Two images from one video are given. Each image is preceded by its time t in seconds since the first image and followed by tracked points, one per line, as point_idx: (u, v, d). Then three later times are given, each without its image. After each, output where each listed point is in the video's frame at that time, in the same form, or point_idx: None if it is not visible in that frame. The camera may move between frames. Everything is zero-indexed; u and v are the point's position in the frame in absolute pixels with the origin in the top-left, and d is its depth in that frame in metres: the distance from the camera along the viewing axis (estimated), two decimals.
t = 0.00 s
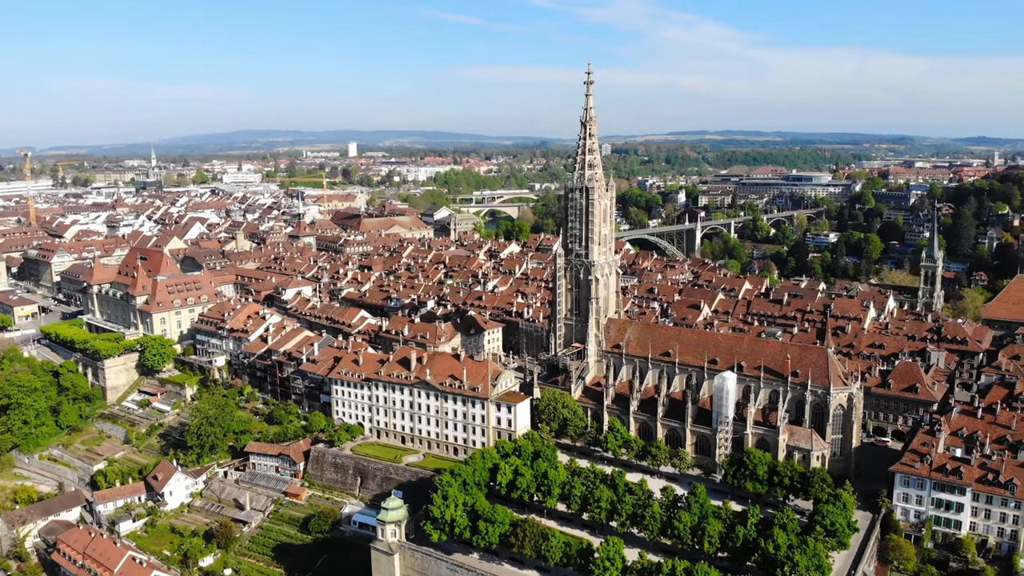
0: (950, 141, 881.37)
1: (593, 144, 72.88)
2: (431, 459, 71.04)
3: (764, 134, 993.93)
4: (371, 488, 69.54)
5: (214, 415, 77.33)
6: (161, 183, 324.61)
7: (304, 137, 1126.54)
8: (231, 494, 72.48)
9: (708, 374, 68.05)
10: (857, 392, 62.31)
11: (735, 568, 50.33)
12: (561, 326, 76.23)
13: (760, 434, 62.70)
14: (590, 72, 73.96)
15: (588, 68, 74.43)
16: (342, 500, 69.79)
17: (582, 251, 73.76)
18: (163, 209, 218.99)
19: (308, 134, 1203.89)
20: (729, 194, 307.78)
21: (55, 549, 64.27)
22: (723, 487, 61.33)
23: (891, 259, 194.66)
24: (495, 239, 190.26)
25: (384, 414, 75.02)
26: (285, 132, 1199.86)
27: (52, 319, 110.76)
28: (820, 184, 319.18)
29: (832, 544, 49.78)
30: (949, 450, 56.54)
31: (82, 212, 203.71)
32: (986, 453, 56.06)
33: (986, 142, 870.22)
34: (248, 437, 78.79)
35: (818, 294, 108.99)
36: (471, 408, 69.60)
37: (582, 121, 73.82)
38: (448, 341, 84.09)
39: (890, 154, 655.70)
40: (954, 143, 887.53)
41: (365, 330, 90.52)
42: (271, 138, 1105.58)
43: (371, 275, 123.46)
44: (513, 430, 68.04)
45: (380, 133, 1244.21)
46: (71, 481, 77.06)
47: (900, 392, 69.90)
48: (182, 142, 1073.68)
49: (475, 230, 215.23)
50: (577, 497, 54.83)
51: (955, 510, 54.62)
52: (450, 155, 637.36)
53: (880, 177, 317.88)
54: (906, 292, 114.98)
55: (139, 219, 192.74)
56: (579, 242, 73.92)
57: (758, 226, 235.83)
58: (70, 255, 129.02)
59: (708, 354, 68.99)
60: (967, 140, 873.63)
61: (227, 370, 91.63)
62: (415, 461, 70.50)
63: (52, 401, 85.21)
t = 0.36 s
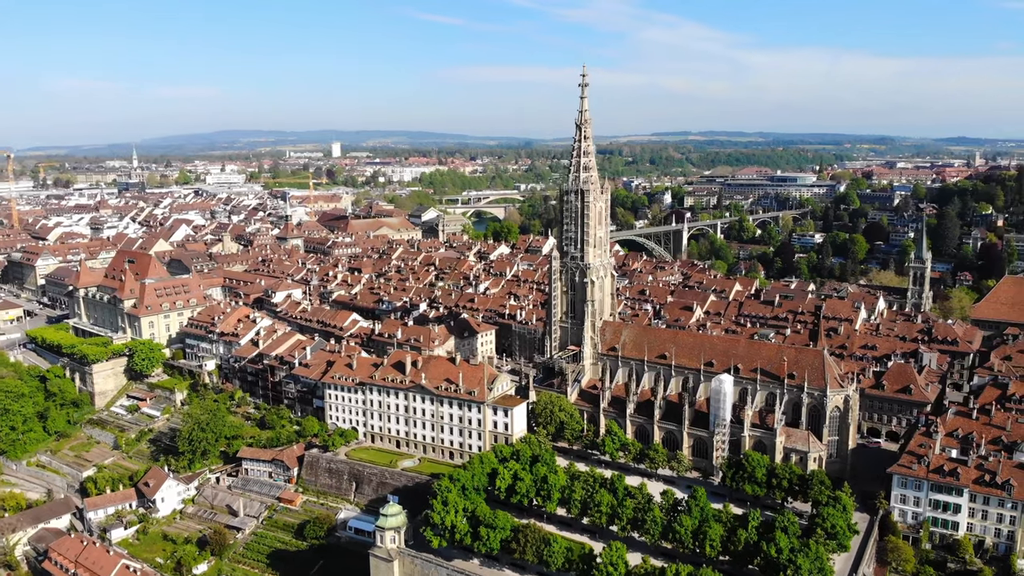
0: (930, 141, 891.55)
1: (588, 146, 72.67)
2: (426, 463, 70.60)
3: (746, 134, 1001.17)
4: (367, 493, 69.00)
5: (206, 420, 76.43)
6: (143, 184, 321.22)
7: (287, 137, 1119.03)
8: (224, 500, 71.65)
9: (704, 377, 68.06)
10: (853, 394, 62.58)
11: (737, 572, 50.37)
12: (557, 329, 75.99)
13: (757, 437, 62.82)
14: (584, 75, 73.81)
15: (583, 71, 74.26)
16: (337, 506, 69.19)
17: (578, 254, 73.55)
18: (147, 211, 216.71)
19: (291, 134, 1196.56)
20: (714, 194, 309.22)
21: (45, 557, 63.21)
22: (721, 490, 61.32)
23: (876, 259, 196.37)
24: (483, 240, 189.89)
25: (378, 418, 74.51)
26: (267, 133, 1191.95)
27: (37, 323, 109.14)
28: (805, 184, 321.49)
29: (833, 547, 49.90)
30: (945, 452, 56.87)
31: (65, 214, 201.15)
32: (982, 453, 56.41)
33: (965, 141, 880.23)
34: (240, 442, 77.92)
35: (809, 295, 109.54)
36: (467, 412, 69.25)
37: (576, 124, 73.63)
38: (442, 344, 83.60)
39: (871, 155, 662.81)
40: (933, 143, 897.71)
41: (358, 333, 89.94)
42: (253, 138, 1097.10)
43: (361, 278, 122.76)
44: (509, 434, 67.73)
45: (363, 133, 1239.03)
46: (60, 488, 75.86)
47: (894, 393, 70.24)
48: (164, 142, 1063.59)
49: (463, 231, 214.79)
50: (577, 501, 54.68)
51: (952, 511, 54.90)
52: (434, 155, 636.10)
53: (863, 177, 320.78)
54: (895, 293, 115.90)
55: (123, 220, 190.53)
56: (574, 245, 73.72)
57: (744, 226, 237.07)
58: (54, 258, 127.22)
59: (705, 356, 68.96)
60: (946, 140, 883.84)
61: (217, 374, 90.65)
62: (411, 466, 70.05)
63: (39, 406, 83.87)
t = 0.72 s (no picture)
0: (910, 141, 900.80)
1: (583, 148, 72.57)
2: (422, 468, 70.16)
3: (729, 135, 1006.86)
4: (362, 498, 68.43)
5: (197, 425, 75.55)
6: (126, 185, 317.58)
7: (270, 138, 1113.48)
8: (217, 506, 70.84)
9: (701, 379, 68.07)
10: (850, 395, 62.77)
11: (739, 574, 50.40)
12: (552, 332, 75.87)
13: (754, 439, 62.93)
14: (579, 76, 73.67)
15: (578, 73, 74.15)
16: (332, 511, 68.56)
17: (573, 256, 73.50)
18: (131, 212, 214.39)
19: (274, 135, 1189.65)
20: (700, 195, 310.25)
21: (36, 566, 62.14)
22: (719, 492, 61.35)
23: (862, 259, 197.87)
24: (472, 242, 189.46)
25: (373, 423, 74.02)
26: (250, 133, 1184.90)
27: (23, 328, 107.51)
28: (789, 185, 323.50)
29: (834, 548, 49.98)
30: (942, 453, 57.14)
31: (47, 216, 198.50)
32: (978, 454, 56.72)
33: (944, 142, 889.94)
34: (232, 447, 77.06)
35: (800, 296, 110.06)
36: (464, 416, 68.89)
37: (571, 126, 73.55)
38: (436, 347, 83.15)
39: (853, 155, 669.37)
40: (913, 143, 907.00)
41: (350, 337, 89.38)
42: (235, 138, 1090.73)
43: (351, 280, 122.02)
44: (506, 437, 67.40)
45: (347, 134, 1234.06)
46: (49, 495, 74.70)
47: (888, 394, 70.57)
48: (145, 142, 1054.38)
49: (451, 233, 214.26)
50: (577, 505, 54.53)
51: (950, 511, 55.17)
52: (419, 156, 634.82)
53: (848, 178, 323.12)
54: (884, 294, 116.82)
55: (106, 222, 188.36)
56: (570, 247, 73.65)
57: (730, 227, 238.03)
58: (38, 260, 125.41)
59: (701, 358, 68.98)
60: (927, 139, 893.16)
61: (207, 378, 89.68)
62: (407, 470, 69.59)
63: (26, 412, 82.58)
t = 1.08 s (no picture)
0: (891, 140, 909.54)
1: (578, 150, 72.33)
2: (419, 472, 69.77)
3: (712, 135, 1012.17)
4: (358, 503, 67.98)
5: (189, 430, 74.63)
6: (108, 186, 314.16)
7: (253, 138, 1107.93)
8: (211, 512, 70.10)
9: (698, 381, 68.08)
10: (846, 397, 63.01)
11: None
12: (548, 334, 75.62)
13: (752, 441, 62.98)
14: (574, 78, 73.40)
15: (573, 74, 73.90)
16: (328, 517, 67.95)
17: (569, 258, 73.28)
18: (114, 214, 212.21)
19: (256, 135, 1182.18)
20: (686, 196, 311.25)
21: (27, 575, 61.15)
22: (718, 494, 61.37)
23: (847, 259, 199.32)
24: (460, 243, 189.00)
25: (368, 427, 73.50)
26: (233, 133, 1178.05)
27: (8, 332, 105.94)
28: (774, 185, 325.35)
29: (835, 550, 50.10)
30: (938, 453, 57.52)
31: (29, 218, 195.87)
32: (974, 455, 57.09)
33: (924, 141, 899.65)
34: (225, 453, 76.21)
35: (790, 297, 110.58)
36: (460, 420, 68.56)
37: (566, 128, 73.24)
38: (431, 350, 82.85)
39: (835, 155, 674.90)
40: (894, 143, 915.98)
41: (342, 340, 88.74)
42: (218, 138, 1083.99)
43: (341, 282, 121.27)
44: (504, 441, 67.14)
45: (330, 134, 1229.00)
46: (38, 502, 73.59)
47: (882, 395, 70.98)
48: (126, 142, 1045.28)
49: (439, 234, 213.65)
50: (577, 510, 54.39)
51: (947, 512, 55.51)
52: (404, 156, 633.24)
53: (832, 179, 325.27)
54: (873, 295, 117.66)
55: (90, 224, 186.18)
56: (565, 250, 73.40)
57: (717, 227, 238.93)
58: (23, 264, 123.68)
59: (698, 360, 68.92)
60: (907, 139, 901.82)
61: (198, 383, 88.71)
62: (403, 475, 69.19)
63: (14, 418, 81.33)
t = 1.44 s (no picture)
0: (872, 140, 918.67)
1: (574, 152, 72.19)
2: (415, 476, 69.37)
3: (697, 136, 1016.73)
4: (354, 508, 67.46)
5: (182, 435, 73.82)
6: (91, 188, 310.95)
7: (236, 138, 1101.27)
8: (204, 518, 69.31)
9: (694, 383, 68.08)
10: (842, 398, 63.27)
11: None
12: (544, 336, 75.41)
13: (749, 442, 63.13)
14: (569, 80, 73.28)
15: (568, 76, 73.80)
16: (323, 522, 67.40)
17: (565, 260, 73.18)
18: (99, 216, 210.01)
19: (240, 135, 1174.68)
20: (673, 196, 312.13)
21: None
22: (716, 496, 61.43)
23: (834, 259, 200.59)
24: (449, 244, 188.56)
25: (363, 431, 73.02)
26: (216, 133, 1170.09)
27: None
28: (761, 186, 326.95)
29: (836, 552, 50.30)
30: (935, 454, 57.86)
31: (12, 220, 193.52)
32: (971, 455, 57.44)
33: (906, 141, 909.54)
34: (218, 458, 75.42)
35: (782, 297, 111.12)
36: (457, 423, 68.21)
37: (561, 130, 73.10)
38: (425, 353, 82.50)
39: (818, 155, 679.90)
40: (876, 143, 923.42)
41: (335, 343, 88.17)
42: (201, 138, 1076.65)
43: (332, 284, 120.51)
44: (501, 444, 66.91)
45: (314, 134, 1223.50)
46: (28, 509, 72.62)
47: (877, 395, 71.29)
48: (108, 142, 1035.85)
49: (427, 235, 213.14)
50: (578, 513, 54.34)
51: (944, 512, 55.82)
52: (390, 157, 631.16)
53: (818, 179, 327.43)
54: (863, 296, 118.47)
55: (75, 226, 184.10)
56: (561, 252, 73.28)
57: (704, 228, 239.65)
58: (9, 267, 122.09)
59: (694, 362, 68.98)
60: (890, 139, 909.04)
61: (189, 387, 87.83)
62: (399, 479, 68.79)
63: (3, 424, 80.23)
